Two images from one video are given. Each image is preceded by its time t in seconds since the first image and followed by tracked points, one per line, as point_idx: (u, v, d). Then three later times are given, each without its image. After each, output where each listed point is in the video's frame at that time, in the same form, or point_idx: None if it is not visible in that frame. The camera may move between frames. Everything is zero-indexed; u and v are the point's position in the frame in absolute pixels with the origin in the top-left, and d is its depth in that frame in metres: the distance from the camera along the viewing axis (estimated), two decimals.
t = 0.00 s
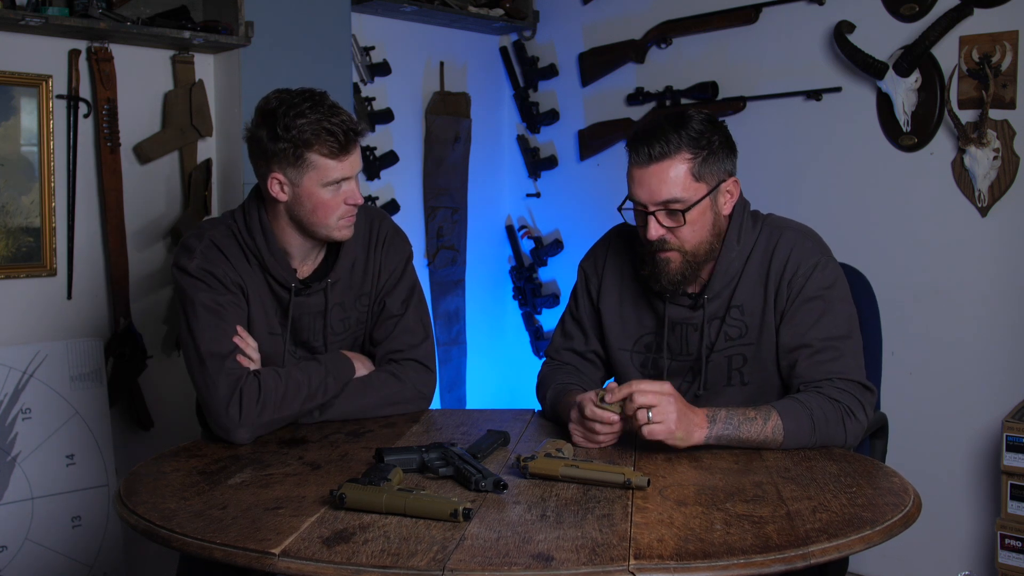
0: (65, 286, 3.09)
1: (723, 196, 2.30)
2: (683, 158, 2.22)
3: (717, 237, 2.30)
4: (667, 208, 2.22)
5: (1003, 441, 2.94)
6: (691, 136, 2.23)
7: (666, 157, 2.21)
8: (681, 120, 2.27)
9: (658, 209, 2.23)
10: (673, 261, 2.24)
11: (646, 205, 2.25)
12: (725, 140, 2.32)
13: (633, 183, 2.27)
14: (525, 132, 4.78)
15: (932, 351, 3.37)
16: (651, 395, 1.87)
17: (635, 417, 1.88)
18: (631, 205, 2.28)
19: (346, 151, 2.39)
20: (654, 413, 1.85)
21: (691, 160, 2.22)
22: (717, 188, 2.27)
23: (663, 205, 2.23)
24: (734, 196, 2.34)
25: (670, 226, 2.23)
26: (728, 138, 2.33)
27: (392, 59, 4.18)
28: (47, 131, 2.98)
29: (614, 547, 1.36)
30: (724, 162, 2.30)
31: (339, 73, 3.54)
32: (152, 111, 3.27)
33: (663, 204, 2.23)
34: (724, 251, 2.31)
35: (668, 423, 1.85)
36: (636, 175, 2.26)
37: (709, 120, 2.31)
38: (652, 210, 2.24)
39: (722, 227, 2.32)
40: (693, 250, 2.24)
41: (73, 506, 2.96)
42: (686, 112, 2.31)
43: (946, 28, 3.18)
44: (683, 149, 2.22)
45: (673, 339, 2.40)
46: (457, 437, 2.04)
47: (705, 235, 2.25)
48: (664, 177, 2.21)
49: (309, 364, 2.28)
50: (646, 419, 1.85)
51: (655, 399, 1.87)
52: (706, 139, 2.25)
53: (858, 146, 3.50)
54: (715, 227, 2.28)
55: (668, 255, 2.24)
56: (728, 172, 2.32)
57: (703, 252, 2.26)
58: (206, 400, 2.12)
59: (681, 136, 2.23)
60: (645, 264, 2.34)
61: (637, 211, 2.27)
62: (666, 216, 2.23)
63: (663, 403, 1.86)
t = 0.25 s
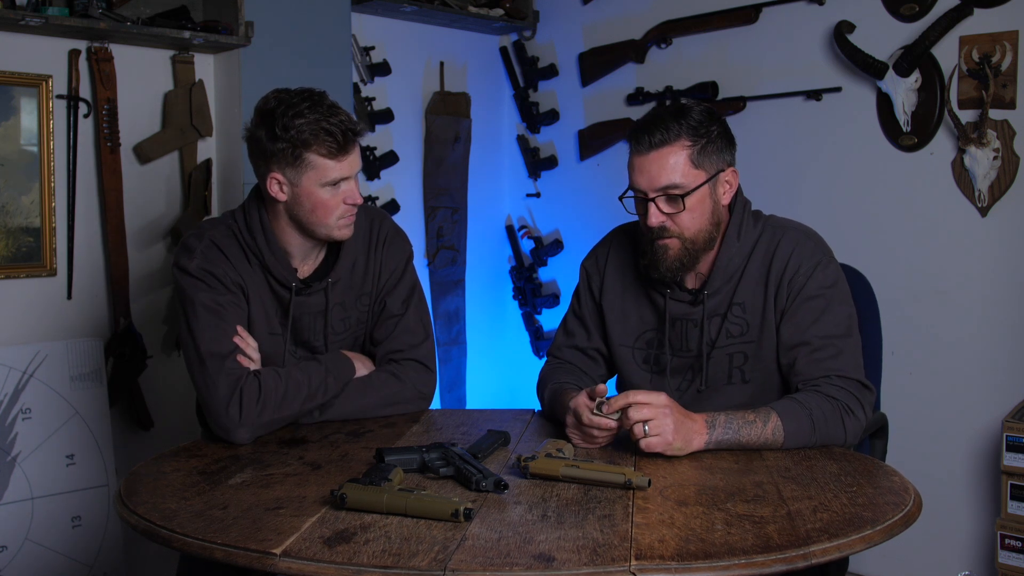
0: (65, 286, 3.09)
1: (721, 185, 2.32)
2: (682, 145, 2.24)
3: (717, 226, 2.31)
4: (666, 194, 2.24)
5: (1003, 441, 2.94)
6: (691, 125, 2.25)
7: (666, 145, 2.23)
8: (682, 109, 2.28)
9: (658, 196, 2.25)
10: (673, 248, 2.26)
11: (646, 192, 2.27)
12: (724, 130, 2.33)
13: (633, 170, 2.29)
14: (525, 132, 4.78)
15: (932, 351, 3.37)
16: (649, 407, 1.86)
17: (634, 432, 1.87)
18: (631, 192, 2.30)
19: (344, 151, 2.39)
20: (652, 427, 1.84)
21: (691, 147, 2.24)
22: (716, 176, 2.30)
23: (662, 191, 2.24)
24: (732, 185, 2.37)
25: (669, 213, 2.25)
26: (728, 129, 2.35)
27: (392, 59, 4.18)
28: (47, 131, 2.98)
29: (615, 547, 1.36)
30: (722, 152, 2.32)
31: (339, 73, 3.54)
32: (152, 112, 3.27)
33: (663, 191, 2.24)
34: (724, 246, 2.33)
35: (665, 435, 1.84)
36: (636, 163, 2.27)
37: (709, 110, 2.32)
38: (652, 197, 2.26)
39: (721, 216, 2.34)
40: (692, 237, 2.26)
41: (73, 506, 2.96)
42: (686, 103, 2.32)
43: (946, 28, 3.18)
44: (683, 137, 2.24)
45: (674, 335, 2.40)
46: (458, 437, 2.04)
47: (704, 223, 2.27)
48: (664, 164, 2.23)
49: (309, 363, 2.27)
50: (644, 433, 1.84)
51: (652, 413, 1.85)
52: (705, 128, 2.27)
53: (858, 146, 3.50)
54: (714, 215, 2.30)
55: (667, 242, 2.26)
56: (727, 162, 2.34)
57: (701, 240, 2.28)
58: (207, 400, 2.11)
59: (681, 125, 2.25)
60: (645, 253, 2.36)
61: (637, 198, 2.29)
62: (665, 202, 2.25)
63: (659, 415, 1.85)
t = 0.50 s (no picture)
0: (65, 286, 3.09)
1: (720, 179, 2.33)
2: (681, 139, 2.25)
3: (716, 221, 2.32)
4: (666, 187, 2.25)
5: (1003, 441, 2.94)
6: (689, 120, 2.27)
7: (665, 138, 2.25)
8: (680, 105, 2.30)
9: (658, 188, 2.26)
10: (674, 242, 2.26)
11: (645, 186, 2.28)
12: (722, 126, 2.35)
13: (633, 165, 2.30)
14: (525, 132, 4.78)
15: (932, 351, 3.37)
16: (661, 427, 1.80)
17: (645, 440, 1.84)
18: (631, 187, 2.30)
19: (344, 151, 2.39)
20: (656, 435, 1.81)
21: (689, 141, 2.25)
22: (715, 170, 2.31)
23: (662, 183, 2.25)
24: (731, 180, 2.38)
25: (669, 205, 2.26)
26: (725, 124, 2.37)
27: (392, 59, 4.18)
28: (47, 131, 2.98)
29: (615, 547, 1.36)
30: (721, 148, 2.33)
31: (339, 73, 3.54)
32: (152, 111, 3.27)
33: (662, 184, 2.25)
34: (722, 242, 2.34)
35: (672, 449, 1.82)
36: (636, 157, 2.29)
37: (707, 107, 2.33)
38: (652, 189, 2.26)
39: (720, 211, 2.34)
40: (692, 230, 2.26)
41: (73, 506, 2.96)
42: (684, 100, 2.34)
43: (946, 28, 3.18)
44: (682, 131, 2.26)
45: (673, 333, 2.40)
46: (458, 437, 2.04)
47: (704, 216, 2.28)
48: (663, 157, 2.24)
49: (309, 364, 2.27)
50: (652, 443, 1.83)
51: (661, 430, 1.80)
52: (703, 123, 2.29)
53: (858, 146, 3.50)
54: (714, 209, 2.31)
55: (669, 235, 2.26)
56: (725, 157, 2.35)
57: (702, 233, 2.28)
58: (207, 401, 2.11)
59: (680, 120, 2.26)
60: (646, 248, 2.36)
61: (637, 192, 2.29)
62: (665, 195, 2.26)
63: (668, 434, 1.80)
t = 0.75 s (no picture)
0: (65, 286, 3.09)
1: (721, 175, 2.35)
2: (682, 135, 2.26)
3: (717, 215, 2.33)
4: (667, 182, 2.27)
5: (1003, 441, 2.94)
6: (690, 116, 2.28)
7: (666, 134, 2.26)
8: (680, 102, 2.31)
9: (659, 183, 2.28)
10: (675, 236, 2.28)
11: (645, 180, 2.30)
12: (722, 122, 2.36)
13: (634, 161, 2.32)
14: (525, 132, 4.78)
15: (932, 351, 3.37)
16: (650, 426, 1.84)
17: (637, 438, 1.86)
18: (633, 182, 2.33)
19: (343, 151, 2.39)
20: (648, 433, 1.82)
21: (691, 136, 2.27)
22: (716, 165, 2.32)
23: (663, 178, 2.27)
24: (731, 175, 2.39)
25: (670, 200, 2.28)
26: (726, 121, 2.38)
27: (392, 59, 4.18)
28: (47, 131, 2.98)
29: (616, 548, 1.36)
30: (721, 143, 2.34)
31: (339, 73, 3.54)
32: (152, 111, 3.26)
33: (663, 179, 2.27)
34: (722, 240, 2.34)
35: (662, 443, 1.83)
36: (637, 153, 2.31)
37: (707, 103, 2.34)
38: (653, 185, 2.29)
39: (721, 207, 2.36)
40: (693, 225, 2.28)
41: (73, 506, 2.96)
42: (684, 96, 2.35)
43: (946, 28, 3.18)
44: (683, 127, 2.27)
45: (673, 330, 2.40)
46: (458, 437, 2.04)
47: (705, 210, 2.30)
48: (665, 153, 2.26)
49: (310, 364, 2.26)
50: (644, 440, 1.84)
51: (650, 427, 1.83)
52: (704, 119, 2.30)
53: (858, 146, 3.50)
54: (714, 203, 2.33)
55: (670, 230, 2.28)
56: (725, 153, 2.36)
57: (702, 228, 2.30)
58: (206, 401, 2.11)
59: (681, 116, 2.28)
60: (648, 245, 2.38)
61: (639, 187, 2.31)
62: (667, 190, 2.28)
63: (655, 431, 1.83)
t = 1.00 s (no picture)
0: (65, 286, 3.09)
1: (724, 169, 2.36)
2: (686, 129, 2.27)
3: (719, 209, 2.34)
4: (672, 174, 2.27)
5: (1003, 441, 2.95)
6: (693, 112, 2.29)
7: (671, 128, 2.27)
8: (683, 98, 2.31)
9: (664, 176, 2.28)
10: (679, 229, 2.28)
11: (650, 173, 2.30)
12: (723, 119, 2.36)
13: (639, 155, 2.33)
14: (525, 132, 4.78)
15: (931, 351, 3.37)
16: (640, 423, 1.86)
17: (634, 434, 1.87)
18: (637, 175, 2.33)
19: (342, 152, 2.39)
20: (646, 430, 1.84)
21: (695, 130, 2.27)
22: (719, 159, 2.33)
23: (668, 171, 2.28)
24: (733, 171, 2.40)
25: (675, 192, 2.28)
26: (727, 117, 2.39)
27: (392, 59, 4.18)
28: (47, 131, 2.98)
29: (618, 548, 1.36)
30: (723, 139, 2.35)
31: (340, 73, 3.54)
32: (152, 111, 3.26)
33: (668, 171, 2.27)
34: (722, 236, 2.34)
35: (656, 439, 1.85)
36: (641, 147, 2.31)
37: (709, 100, 2.34)
38: (658, 177, 2.29)
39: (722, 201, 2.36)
40: (697, 218, 2.29)
41: (73, 506, 2.95)
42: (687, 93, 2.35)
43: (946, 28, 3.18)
44: (686, 121, 2.28)
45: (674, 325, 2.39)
46: (458, 437, 2.04)
47: (708, 203, 2.30)
48: (669, 146, 2.26)
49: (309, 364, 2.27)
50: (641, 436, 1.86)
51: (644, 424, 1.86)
52: (706, 116, 2.30)
53: (858, 146, 3.51)
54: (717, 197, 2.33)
55: (674, 222, 2.28)
56: (727, 149, 2.37)
57: (705, 221, 2.31)
58: (207, 402, 2.11)
59: (684, 111, 2.28)
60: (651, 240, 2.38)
61: (644, 180, 2.32)
62: (671, 182, 2.28)
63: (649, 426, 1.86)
